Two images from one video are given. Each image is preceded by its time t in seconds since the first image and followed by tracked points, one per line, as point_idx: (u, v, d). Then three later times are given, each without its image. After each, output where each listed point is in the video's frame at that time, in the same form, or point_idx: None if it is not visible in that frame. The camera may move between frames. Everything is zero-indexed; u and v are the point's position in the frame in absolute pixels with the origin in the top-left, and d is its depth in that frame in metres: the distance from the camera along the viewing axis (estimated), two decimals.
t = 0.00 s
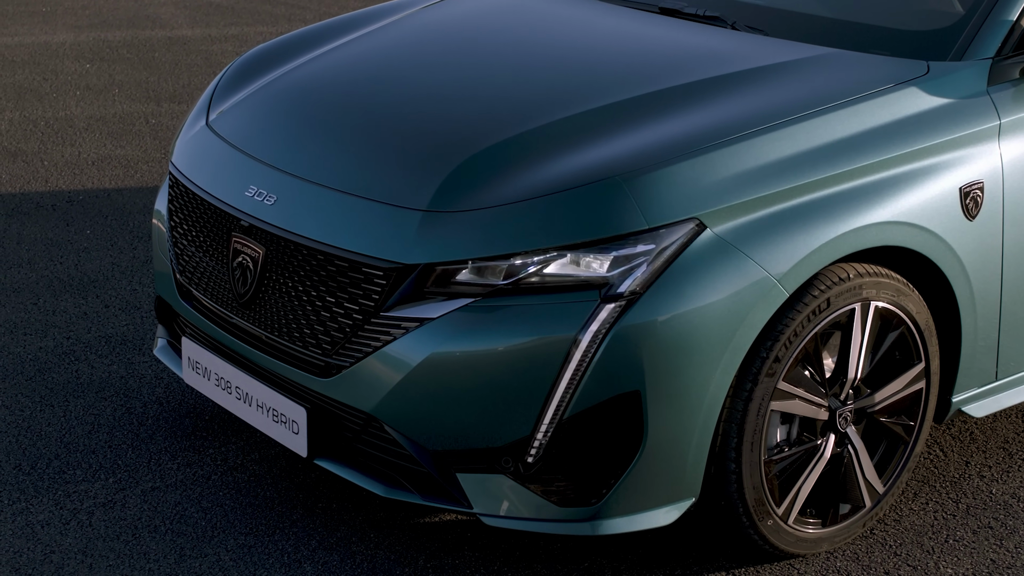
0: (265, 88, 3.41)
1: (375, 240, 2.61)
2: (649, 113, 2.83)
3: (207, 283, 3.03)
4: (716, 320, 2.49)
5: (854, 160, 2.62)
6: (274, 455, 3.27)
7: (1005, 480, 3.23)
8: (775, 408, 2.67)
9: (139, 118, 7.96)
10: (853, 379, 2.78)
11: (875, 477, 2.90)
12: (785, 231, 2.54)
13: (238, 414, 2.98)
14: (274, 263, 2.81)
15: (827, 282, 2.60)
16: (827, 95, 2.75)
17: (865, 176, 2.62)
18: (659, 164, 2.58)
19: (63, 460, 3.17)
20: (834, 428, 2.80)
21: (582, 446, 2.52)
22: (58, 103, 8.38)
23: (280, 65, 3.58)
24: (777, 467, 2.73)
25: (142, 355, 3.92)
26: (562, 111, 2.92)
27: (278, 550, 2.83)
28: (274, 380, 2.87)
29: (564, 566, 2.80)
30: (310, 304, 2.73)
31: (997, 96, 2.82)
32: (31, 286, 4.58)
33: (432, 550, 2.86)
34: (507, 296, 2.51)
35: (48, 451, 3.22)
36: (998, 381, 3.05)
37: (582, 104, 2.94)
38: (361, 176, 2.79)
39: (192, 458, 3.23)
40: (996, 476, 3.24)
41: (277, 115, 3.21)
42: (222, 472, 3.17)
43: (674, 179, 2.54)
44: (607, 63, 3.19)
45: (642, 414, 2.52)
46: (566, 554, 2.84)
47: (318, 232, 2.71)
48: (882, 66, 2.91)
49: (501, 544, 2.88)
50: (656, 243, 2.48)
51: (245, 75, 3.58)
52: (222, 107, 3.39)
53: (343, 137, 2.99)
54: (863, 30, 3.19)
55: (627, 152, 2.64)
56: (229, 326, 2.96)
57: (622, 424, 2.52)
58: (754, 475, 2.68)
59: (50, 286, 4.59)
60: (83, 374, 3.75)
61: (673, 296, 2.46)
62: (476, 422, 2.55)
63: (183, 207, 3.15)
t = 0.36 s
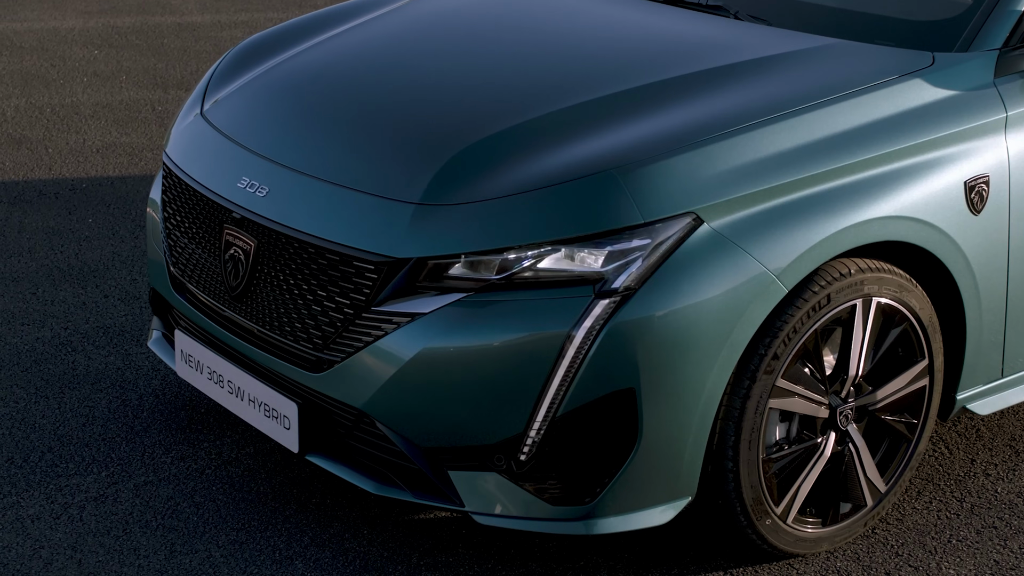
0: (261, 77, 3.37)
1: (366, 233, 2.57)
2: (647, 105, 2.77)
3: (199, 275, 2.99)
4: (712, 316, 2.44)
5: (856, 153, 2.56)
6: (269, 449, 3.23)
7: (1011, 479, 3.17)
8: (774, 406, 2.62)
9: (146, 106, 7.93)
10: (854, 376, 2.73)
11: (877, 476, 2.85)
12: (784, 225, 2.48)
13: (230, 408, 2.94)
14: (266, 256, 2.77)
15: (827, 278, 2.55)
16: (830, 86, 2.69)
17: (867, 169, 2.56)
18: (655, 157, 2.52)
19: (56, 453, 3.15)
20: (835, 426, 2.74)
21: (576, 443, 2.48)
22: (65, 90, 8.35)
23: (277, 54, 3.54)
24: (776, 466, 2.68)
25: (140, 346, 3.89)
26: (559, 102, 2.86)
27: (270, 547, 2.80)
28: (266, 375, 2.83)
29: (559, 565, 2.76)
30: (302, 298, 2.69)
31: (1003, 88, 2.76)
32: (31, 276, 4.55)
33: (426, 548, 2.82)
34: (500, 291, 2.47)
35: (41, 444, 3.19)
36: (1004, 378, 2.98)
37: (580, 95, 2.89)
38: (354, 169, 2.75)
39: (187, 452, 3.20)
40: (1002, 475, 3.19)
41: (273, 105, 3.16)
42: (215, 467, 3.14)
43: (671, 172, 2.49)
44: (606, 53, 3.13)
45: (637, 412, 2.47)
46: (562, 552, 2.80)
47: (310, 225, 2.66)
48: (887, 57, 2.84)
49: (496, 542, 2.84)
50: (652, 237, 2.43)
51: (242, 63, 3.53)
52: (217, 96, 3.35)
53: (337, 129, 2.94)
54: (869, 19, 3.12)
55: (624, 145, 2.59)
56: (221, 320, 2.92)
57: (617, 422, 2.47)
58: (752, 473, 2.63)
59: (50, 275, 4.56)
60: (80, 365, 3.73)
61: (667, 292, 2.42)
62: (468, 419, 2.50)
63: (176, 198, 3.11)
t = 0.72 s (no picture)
0: (256, 65, 3.33)
1: (357, 226, 2.53)
2: (644, 96, 2.72)
3: (191, 267, 2.96)
4: (708, 312, 2.39)
5: (856, 145, 2.50)
6: (264, 443, 3.20)
7: (1016, 477, 3.11)
8: (771, 403, 2.57)
9: (152, 92, 7.90)
10: (854, 372, 2.67)
11: (877, 474, 2.80)
12: (781, 220, 2.43)
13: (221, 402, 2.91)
14: (257, 248, 2.73)
15: (827, 272, 2.50)
16: (831, 77, 2.63)
17: (867, 162, 2.50)
18: (651, 149, 2.47)
19: (49, 446, 3.13)
20: (834, 424, 2.69)
21: (568, 441, 2.43)
22: (71, 76, 8.33)
23: (273, 42, 3.49)
24: (773, 464, 2.64)
25: (137, 336, 3.87)
26: (555, 92, 2.81)
27: (261, 542, 2.76)
28: (257, 368, 2.79)
29: (553, 563, 2.72)
30: (292, 291, 2.65)
31: (1009, 79, 2.69)
32: (30, 265, 4.54)
33: (419, 545, 2.79)
34: (491, 286, 2.42)
35: (34, 437, 3.17)
36: (1010, 375, 2.91)
37: (576, 85, 2.84)
38: (346, 160, 2.71)
39: (180, 445, 3.17)
40: (1007, 473, 3.13)
41: (266, 94, 3.12)
42: (208, 460, 3.11)
43: (666, 165, 2.44)
44: (605, 42, 3.08)
45: (630, 409, 2.42)
46: (556, 550, 2.76)
47: (300, 217, 2.62)
48: (890, 47, 2.78)
49: (490, 539, 2.80)
50: (646, 232, 2.38)
51: (238, 51, 3.49)
52: (212, 85, 3.31)
53: (330, 119, 2.90)
54: (873, 9, 3.06)
55: (620, 136, 2.54)
56: (213, 312, 2.89)
57: (610, 419, 2.43)
58: (749, 471, 2.58)
59: (50, 264, 4.55)
60: (76, 356, 3.71)
61: (662, 288, 2.37)
62: (459, 416, 2.46)
63: (169, 188, 3.07)
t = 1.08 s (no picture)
0: (249, 54, 3.28)
1: (345, 218, 2.49)
2: (639, 87, 2.67)
3: (180, 259, 2.92)
4: (700, 308, 2.35)
5: (855, 138, 2.44)
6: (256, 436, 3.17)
7: (1019, 475, 3.06)
8: (766, 401, 2.52)
9: (157, 79, 7.87)
10: (852, 369, 2.62)
11: (876, 472, 2.75)
12: (777, 213, 2.38)
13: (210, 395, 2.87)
14: (245, 240, 2.69)
15: (824, 268, 2.45)
16: (829, 69, 2.58)
17: (866, 156, 2.45)
18: (644, 141, 2.42)
19: (39, 438, 3.10)
20: (831, 422, 2.64)
21: (557, 438, 2.39)
22: (77, 62, 8.30)
23: (268, 30, 3.45)
24: (769, 462, 2.59)
25: (132, 327, 3.84)
26: (549, 83, 2.76)
27: (249, 538, 2.72)
28: (245, 362, 2.75)
29: (545, 562, 2.68)
30: (280, 285, 2.61)
31: (1013, 71, 2.64)
32: (29, 254, 4.52)
33: (409, 542, 2.75)
34: (480, 280, 2.38)
35: (25, 429, 3.15)
36: (1012, 372, 2.86)
37: (571, 75, 2.78)
38: (336, 151, 2.67)
39: (172, 438, 3.14)
40: (1010, 471, 3.07)
41: (258, 83, 3.08)
42: (200, 454, 3.07)
43: (659, 158, 2.38)
44: (602, 32, 3.02)
45: (621, 406, 2.38)
46: (548, 548, 2.72)
47: (288, 209, 2.58)
48: (891, 38, 2.73)
49: (481, 537, 2.76)
50: (638, 226, 2.34)
51: (232, 39, 3.44)
52: (205, 73, 3.26)
53: (321, 109, 2.85)
54: None
55: (613, 128, 2.49)
56: (202, 304, 2.85)
57: (601, 417, 2.39)
58: (743, 470, 2.53)
59: (48, 254, 4.53)
60: (70, 347, 3.68)
61: (653, 283, 2.32)
62: (448, 412, 2.42)
63: (159, 179, 3.03)
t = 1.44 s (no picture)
0: (240, 42, 3.24)
1: (330, 211, 2.44)
2: (633, 78, 2.61)
3: (169, 250, 2.88)
4: (691, 304, 2.30)
5: (851, 131, 2.39)
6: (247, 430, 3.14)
7: (1020, 474, 3.00)
8: (760, 398, 2.47)
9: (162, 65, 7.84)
10: (849, 366, 2.57)
11: (872, 471, 2.70)
12: (771, 208, 2.32)
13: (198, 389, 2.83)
14: (232, 232, 2.65)
15: (819, 263, 2.40)
16: (827, 60, 2.52)
17: (863, 149, 2.39)
18: (635, 134, 2.37)
19: (28, 431, 3.07)
20: (826, 419, 2.59)
21: (546, 435, 2.35)
22: (82, 48, 8.28)
23: (260, 18, 3.40)
24: (762, 461, 2.54)
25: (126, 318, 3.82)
26: (540, 73, 2.71)
27: (236, 534, 2.69)
28: (232, 355, 2.71)
29: (535, 560, 2.64)
30: (266, 278, 2.57)
31: (1015, 63, 2.58)
32: (26, 244, 4.50)
33: (398, 538, 2.71)
34: (467, 275, 2.33)
35: (14, 421, 3.12)
36: (1014, 369, 2.80)
37: (564, 65, 2.73)
38: (323, 142, 2.62)
39: (162, 431, 3.11)
40: (1011, 469, 3.02)
41: (248, 72, 3.04)
42: (190, 447, 3.04)
43: (650, 151, 2.33)
44: (597, 21, 2.97)
45: (610, 404, 2.33)
46: (539, 546, 2.69)
47: (274, 201, 2.54)
48: (891, 29, 2.67)
49: (471, 534, 2.73)
50: (628, 220, 2.29)
51: (225, 27, 3.40)
52: (195, 62, 3.22)
53: (310, 100, 2.81)
54: None
55: (604, 121, 2.44)
56: (190, 297, 2.81)
57: (589, 414, 2.34)
58: (735, 469, 2.49)
59: (45, 243, 4.51)
60: (63, 338, 3.66)
61: (643, 279, 2.27)
62: (434, 409, 2.38)
63: (148, 169, 2.99)
